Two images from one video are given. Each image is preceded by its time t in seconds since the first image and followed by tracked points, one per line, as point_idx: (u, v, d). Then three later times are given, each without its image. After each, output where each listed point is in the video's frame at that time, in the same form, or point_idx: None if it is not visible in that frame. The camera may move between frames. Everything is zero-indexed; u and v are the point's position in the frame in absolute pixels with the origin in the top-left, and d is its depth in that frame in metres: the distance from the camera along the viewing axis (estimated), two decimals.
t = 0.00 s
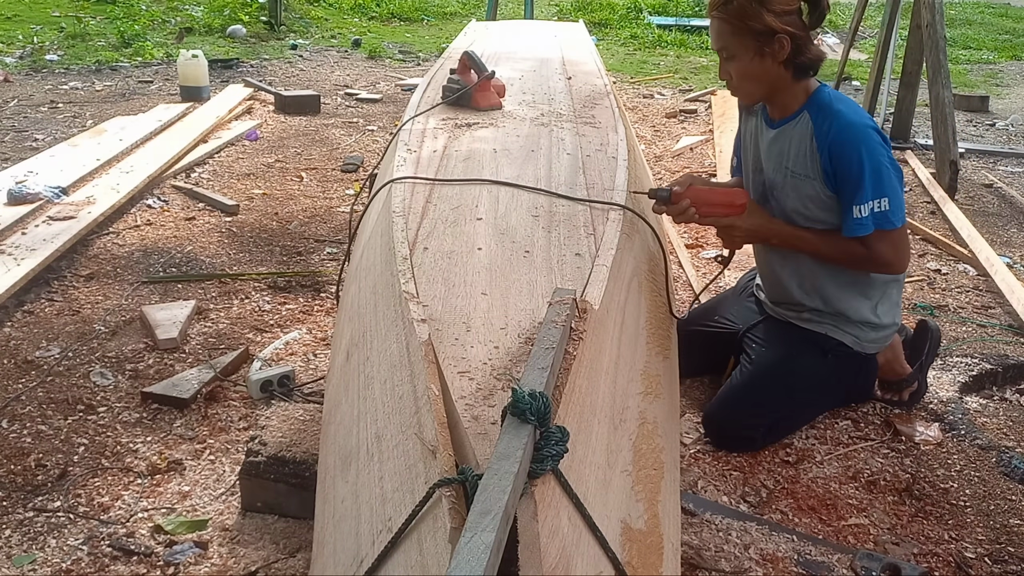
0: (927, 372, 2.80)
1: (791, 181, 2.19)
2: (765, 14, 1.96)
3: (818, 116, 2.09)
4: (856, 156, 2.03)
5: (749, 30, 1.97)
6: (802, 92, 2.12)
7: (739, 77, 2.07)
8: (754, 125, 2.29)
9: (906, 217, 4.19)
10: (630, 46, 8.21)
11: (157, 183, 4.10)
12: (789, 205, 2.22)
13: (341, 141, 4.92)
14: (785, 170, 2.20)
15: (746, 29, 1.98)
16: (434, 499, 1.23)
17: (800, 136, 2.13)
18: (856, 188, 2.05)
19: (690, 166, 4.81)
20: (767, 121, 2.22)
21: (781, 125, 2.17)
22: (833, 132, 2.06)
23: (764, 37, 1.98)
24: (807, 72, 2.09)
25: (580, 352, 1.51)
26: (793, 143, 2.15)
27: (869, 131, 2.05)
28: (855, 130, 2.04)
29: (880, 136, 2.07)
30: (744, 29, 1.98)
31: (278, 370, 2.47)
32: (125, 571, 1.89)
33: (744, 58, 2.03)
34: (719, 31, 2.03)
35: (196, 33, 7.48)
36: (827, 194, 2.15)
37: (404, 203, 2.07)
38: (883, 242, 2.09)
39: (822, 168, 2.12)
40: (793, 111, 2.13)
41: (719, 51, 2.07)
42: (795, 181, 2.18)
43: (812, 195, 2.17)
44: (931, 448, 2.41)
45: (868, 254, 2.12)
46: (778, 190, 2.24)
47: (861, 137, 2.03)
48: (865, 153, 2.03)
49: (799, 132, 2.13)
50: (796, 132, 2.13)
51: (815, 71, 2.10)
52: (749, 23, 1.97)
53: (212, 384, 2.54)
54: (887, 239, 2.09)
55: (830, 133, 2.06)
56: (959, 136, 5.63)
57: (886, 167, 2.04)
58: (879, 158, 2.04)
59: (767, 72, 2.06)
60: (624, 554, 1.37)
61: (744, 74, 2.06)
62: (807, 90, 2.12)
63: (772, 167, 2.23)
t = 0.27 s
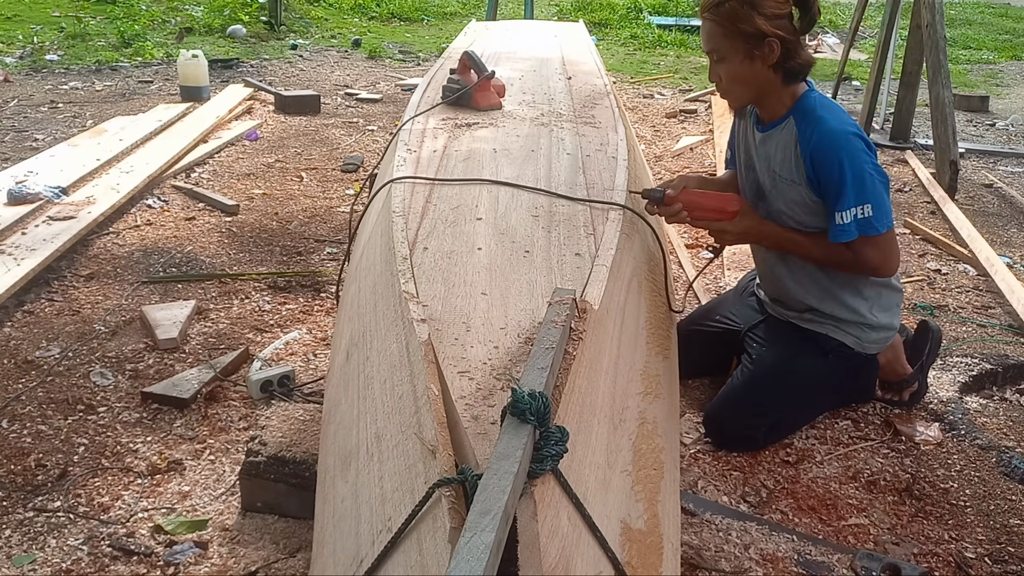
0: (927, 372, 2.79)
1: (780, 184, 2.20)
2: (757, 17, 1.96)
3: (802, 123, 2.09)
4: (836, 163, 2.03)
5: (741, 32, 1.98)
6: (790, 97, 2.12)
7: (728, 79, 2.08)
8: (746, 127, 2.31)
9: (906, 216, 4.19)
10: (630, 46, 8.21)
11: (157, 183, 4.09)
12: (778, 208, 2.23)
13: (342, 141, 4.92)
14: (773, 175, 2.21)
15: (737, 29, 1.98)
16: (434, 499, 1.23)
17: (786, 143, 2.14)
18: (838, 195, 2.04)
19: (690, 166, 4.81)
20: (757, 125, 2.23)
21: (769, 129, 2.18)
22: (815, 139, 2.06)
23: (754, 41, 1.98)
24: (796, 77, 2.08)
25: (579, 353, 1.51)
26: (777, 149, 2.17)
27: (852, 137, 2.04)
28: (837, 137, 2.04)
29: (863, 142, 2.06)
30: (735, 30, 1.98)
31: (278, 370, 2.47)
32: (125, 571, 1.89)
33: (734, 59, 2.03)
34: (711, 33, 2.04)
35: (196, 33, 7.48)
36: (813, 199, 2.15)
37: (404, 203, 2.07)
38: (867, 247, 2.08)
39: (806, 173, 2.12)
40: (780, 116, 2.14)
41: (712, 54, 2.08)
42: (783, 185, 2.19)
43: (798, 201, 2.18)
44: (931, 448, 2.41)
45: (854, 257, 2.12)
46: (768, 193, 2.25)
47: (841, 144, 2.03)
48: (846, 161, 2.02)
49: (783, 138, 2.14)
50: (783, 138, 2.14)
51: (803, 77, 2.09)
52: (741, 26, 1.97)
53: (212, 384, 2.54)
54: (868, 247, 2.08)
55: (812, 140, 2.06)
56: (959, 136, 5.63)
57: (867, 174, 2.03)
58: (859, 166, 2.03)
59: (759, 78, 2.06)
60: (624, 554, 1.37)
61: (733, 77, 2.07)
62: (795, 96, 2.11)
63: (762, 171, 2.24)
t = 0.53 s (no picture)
0: (927, 372, 2.79)
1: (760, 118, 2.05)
2: None
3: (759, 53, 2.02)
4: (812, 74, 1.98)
5: None
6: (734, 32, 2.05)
7: (682, 23, 1.94)
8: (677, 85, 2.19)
9: (906, 216, 4.19)
10: (630, 46, 8.21)
11: (157, 183, 4.10)
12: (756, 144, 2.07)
13: (342, 141, 4.92)
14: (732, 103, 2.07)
15: None
16: (434, 499, 1.24)
17: (743, 70, 2.03)
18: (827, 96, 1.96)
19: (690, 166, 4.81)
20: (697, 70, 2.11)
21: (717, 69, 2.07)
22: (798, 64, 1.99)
23: None
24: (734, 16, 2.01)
25: (580, 352, 1.51)
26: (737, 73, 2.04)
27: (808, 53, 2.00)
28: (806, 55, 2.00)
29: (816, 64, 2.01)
30: None
31: (278, 370, 2.47)
32: (125, 571, 1.90)
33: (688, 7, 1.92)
34: None
35: (196, 33, 7.48)
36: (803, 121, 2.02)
37: (405, 203, 2.08)
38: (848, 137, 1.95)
39: (784, 110, 2.03)
40: (722, 54, 2.05)
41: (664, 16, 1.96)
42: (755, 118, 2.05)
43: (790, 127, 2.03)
44: (931, 448, 2.41)
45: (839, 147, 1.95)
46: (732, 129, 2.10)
47: (802, 50, 2.00)
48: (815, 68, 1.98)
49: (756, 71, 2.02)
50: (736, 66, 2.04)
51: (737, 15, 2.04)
52: None
53: (212, 384, 2.54)
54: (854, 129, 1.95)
55: (773, 50, 2.01)
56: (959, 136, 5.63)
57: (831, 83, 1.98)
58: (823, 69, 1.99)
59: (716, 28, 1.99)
60: (624, 554, 1.37)
61: (694, 20, 1.94)
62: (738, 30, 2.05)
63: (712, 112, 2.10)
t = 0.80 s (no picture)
0: (927, 372, 2.79)
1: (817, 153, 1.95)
2: None
3: (852, 82, 1.88)
4: (887, 118, 1.82)
5: None
6: (835, 65, 1.92)
7: (773, 46, 1.87)
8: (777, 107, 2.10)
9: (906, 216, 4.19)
10: (630, 46, 8.21)
11: (157, 183, 4.09)
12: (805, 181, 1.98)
13: (342, 141, 4.92)
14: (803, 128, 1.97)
15: None
16: (434, 499, 1.24)
17: (833, 104, 1.91)
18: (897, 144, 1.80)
19: (690, 166, 4.82)
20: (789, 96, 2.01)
21: (806, 97, 1.96)
22: (874, 93, 1.84)
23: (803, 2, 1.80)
24: (841, 47, 1.91)
25: (580, 352, 1.51)
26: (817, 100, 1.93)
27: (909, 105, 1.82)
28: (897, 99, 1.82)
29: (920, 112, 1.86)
30: None
31: (278, 370, 2.47)
32: (125, 571, 1.89)
33: (780, 26, 1.83)
34: None
35: (196, 33, 7.48)
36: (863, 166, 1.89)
37: (405, 203, 2.08)
38: (911, 216, 1.80)
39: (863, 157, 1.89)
40: (820, 80, 1.93)
41: (752, 23, 1.88)
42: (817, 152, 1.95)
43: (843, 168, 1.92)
44: (931, 448, 2.41)
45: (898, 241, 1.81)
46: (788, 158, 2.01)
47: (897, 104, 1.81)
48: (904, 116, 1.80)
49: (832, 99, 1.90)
50: (823, 100, 1.92)
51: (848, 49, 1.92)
52: None
53: (212, 384, 2.55)
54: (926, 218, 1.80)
55: (867, 98, 1.85)
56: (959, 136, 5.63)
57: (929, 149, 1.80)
58: (920, 128, 1.81)
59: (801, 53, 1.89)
60: (624, 554, 1.37)
61: (776, 43, 1.87)
62: (839, 66, 1.93)
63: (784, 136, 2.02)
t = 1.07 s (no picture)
0: (927, 372, 2.79)
1: (894, 175, 2.00)
2: None
3: (950, 114, 1.92)
4: (972, 160, 1.88)
5: (901, 4, 1.81)
6: (932, 89, 1.96)
7: (870, 51, 1.90)
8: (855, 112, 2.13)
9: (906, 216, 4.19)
10: (630, 46, 8.21)
11: (157, 183, 4.09)
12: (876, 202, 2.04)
13: (342, 141, 4.92)
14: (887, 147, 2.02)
15: (898, 4, 1.82)
16: (434, 499, 1.24)
17: (921, 132, 1.95)
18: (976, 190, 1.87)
19: (690, 166, 4.82)
20: (879, 109, 2.05)
21: (898, 115, 2.00)
22: (971, 131, 1.88)
23: (913, 15, 1.83)
24: (943, 66, 1.94)
25: (580, 352, 1.51)
26: (908, 125, 1.98)
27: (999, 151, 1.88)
28: (989, 143, 1.88)
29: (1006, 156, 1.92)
30: None
31: (278, 370, 2.47)
32: (125, 571, 1.90)
33: (884, 31, 1.86)
34: None
35: (196, 33, 7.48)
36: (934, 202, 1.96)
37: (405, 204, 2.08)
38: (968, 263, 1.92)
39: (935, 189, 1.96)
40: (918, 102, 1.97)
41: (856, 22, 1.90)
42: (895, 176, 2.00)
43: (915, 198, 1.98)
44: (931, 448, 2.41)
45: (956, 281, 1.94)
46: (866, 175, 2.07)
47: (991, 147, 1.87)
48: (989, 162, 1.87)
49: (925, 124, 1.94)
50: (915, 122, 1.96)
51: (950, 70, 1.95)
52: None
53: (212, 384, 2.55)
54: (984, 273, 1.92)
55: (964, 133, 1.89)
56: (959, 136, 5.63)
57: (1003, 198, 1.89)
58: (1001, 178, 1.89)
59: (904, 67, 1.92)
60: (624, 553, 1.37)
61: (876, 51, 1.89)
62: (937, 90, 1.96)
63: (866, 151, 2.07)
